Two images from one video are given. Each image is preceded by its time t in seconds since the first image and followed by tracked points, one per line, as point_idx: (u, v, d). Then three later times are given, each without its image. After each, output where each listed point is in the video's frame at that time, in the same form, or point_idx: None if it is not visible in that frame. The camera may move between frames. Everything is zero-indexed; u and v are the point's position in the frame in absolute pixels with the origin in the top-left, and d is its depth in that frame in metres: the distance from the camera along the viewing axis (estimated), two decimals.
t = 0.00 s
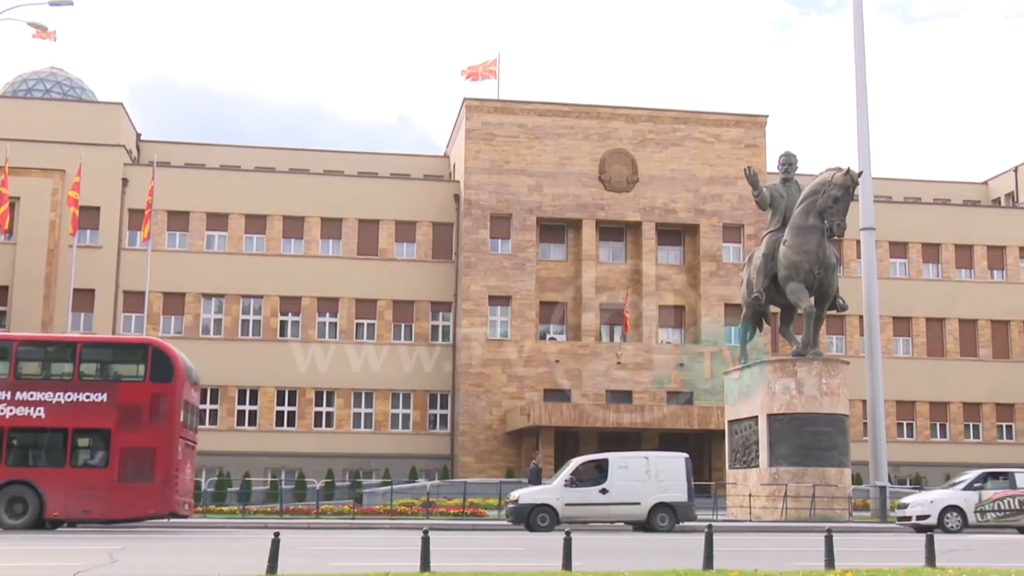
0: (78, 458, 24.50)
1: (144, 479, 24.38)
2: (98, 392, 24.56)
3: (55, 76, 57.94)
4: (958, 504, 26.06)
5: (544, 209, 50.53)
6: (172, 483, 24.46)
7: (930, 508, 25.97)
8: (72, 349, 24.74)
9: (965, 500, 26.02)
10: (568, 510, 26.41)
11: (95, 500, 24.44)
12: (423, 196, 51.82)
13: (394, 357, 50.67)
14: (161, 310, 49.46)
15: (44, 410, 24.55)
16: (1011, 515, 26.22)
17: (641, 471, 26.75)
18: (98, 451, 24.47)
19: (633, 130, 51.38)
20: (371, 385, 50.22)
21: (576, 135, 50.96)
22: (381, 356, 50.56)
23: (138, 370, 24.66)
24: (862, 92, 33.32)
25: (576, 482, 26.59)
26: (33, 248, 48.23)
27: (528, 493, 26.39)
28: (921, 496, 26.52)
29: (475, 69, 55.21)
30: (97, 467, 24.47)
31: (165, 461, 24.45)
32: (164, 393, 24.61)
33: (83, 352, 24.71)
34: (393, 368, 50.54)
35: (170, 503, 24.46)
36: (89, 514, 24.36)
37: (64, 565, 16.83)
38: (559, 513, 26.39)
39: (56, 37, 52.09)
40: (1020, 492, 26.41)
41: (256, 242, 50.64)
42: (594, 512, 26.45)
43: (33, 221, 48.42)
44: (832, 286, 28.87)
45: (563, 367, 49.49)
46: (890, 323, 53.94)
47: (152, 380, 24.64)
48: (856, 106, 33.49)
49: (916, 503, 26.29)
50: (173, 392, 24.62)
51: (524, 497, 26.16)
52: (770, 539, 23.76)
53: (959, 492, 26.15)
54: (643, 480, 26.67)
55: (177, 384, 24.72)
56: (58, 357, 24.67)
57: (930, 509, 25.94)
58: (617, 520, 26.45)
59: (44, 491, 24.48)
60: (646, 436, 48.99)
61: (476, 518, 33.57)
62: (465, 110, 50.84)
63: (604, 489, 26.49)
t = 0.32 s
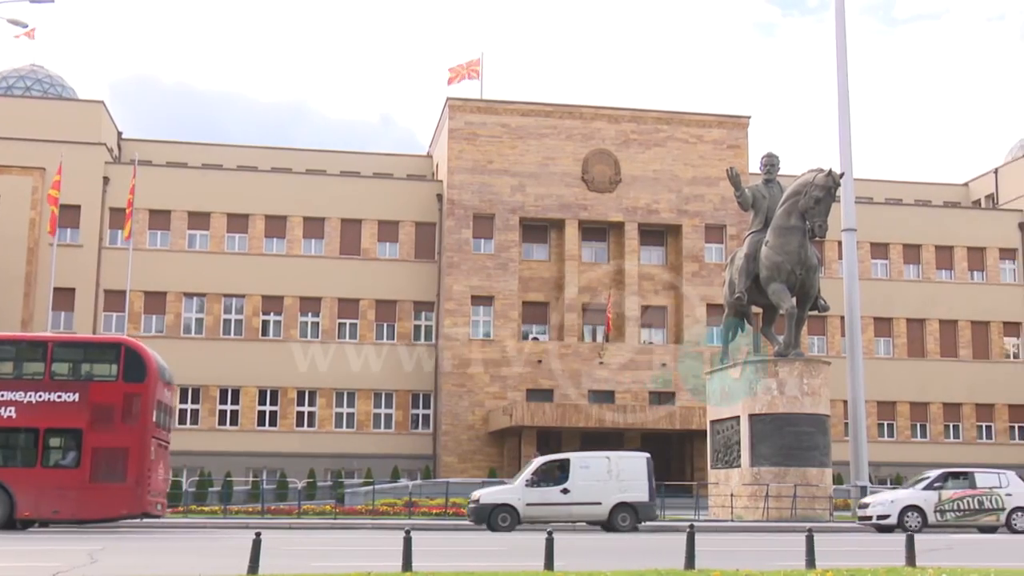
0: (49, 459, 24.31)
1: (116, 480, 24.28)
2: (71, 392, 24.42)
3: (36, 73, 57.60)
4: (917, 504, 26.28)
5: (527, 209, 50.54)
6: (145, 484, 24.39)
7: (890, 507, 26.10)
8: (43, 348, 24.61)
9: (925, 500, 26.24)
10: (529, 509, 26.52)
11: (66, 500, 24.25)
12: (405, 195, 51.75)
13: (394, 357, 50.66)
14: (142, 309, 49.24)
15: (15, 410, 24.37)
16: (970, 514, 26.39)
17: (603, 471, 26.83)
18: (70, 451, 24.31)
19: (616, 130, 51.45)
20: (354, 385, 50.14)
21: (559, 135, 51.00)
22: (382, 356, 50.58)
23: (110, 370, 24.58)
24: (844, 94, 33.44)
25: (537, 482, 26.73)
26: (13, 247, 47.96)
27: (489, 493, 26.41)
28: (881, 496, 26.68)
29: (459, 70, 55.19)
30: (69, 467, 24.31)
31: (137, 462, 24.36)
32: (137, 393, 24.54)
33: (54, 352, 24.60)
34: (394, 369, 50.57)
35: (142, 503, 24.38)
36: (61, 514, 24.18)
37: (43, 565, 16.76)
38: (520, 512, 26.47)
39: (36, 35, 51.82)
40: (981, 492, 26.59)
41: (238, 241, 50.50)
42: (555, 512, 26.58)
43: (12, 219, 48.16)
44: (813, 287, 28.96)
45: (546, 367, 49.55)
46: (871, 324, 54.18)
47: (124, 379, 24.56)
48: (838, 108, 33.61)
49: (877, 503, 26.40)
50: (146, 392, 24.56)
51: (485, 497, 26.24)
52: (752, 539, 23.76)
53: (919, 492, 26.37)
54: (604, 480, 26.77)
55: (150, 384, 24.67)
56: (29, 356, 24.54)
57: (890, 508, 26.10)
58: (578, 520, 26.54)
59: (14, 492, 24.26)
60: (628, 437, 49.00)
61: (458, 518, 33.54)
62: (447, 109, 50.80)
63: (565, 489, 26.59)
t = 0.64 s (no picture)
0: (22, 459, 24.13)
1: (90, 480, 24.11)
2: (44, 392, 24.23)
3: (16, 71, 57.22)
4: (880, 504, 26.36)
5: (510, 209, 50.53)
6: (119, 484, 24.23)
7: (854, 506, 26.12)
8: (17, 347, 24.51)
9: (888, 500, 26.31)
10: (490, 509, 26.72)
11: (39, 500, 24.07)
12: (388, 195, 51.66)
13: (394, 357, 50.67)
14: (122, 308, 49.02)
15: None
16: (933, 514, 26.50)
17: (564, 471, 26.98)
18: (44, 451, 24.11)
19: (598, 131, 51.50)
20: (335, 385, 50.04)
21: (542, 135, 51.01)
22: (382, 356, 50.59)
23: (83, 370, 24.44)
24: (826, 95, 33.55)
25: (498, 483, 26.93)
26: None
27: (450, 493, 26.66)
28: (844, 495, 26.67)
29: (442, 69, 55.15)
30: (42, 467, 24.12)
31: (111, 462, 24.23)
32: (111, 392, 24.42)
33: (27, 351, 24.46)
34: (393, 369, 50.57)
35: (116, 504, 24.21)
36: (33, 514, 24.01)
37: (21, 566, 16.67)
38: (481, 512, 26.67)
39: (16, 33, 51.56)
40: (944, 492, 26.68)
41: (220, 240, 50.31)
42: (516, 511, 26.76)
43: None
44: (795, 287, 29.04)
45: (528, 367, 49.59)
46: (852, 325, 54.40)
47: (98, 379, 24.41)
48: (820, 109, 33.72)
49: (841, 502, 26.38)
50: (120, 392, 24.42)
51: (445, 497, 26.53)
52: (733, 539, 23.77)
53: (882, 492, 26.44)
54: (565, 480, 26.89)
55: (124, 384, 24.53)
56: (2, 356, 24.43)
57: (854, 508, 26.10)
58: (541, 520, 26.68)
59: None
60: (610, 437, 49.00)
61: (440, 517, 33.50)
62: (430, 109, 50.74)
63: (527, 489, 26.76)
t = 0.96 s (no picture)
0: None
1: (66, 480, 23.98)
2: (19, 391, 24.03)
3: None
4: (846, 503, 26.50)
5: (493, 208, 50.51)
6: (95, 484, 24.16)
7: (820, 506, 26.20)
8: None
9: (853, 500, 26.47)
10: (452, 509, 26.77)
11: (14, 500, 23.84)
12: (372, 194, 51.57)
13: (394, 357, 50.66)
14: (104, 308, 48.81)
15: None
16: (898, 514, 26.55)
17: (527, 471, 27.08)
18: (19, 450, 23.90)
19: (582, 131, 51.55)
20: (319, 384, 49.90)
21: (525, 135, 51.01)
22: (381, 356, 50.59)
23: (59, 369, 24.30)
24: (808, 97, 33.67)
25: (461, 483, 26.99)
26: None
27: (412, 493, 26.76)
28: (810, 495, 26.75)
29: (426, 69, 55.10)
30: (17, 467, 23.89)
31: (88, 461, 24.13)
32: (88, 392, 24.28)
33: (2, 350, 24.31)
34: (393, 368, 50.56)
35: (92, 503, 24.13)
36: (8, 514, 23.79)
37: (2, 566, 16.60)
38: (443, 512, 26.73)
39: None
40: (909, 491, 26.76)
41: (203, 239, 50.15)
42: (478, 511, 26.83)
43: None
44: (778, 288, 29.13)
45: (511, 367, 49.58)
46: (835, 325, 54.62)
47: (74, 379, 24.28)
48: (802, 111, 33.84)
49: (807, 502, 26.49)
50: (97, 392, 24.33)
51: (407, 497, 26.63)
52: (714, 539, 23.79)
53: (848, 491, 26.60)
54: (528, 480, 27.00)
55: (100, 383, 24.45)
56: None
57: (820, 507, 26.17)
58: (503, 520, 26.77)
59: None
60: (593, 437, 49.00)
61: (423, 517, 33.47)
62: (414, 108, 50.69)
63: (489, 489, 26.88)
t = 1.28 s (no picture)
0: None
1: (44, 480, 23.78)
2: None
3: None
4: (813, 503, 26.57)
5: (478, 208, 50.50)
6: (74, 484, 23.98)
7: (787, 506, 26.33)
8: None
9: (821, 500, 26.55)
10: (416, 509, 26.72)
11: None
12: (357, 194, 51.46)
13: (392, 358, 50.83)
14: (87, 307, 48.62)
15: None
16: (866, 514, 26.66)
17: (491, 470, 27.09)
18: None
19: (568, 131, 51.57)
20: (304, 384, 49.78)
21: (510, 135, 51.00)
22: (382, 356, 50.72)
23: (39, 368, 24.17)
24: (792, 98, 33.75)
25: (424, 483, 26.96)
26: None
27: (375, 493, 26.72)
28: (778, 494, 26.86)
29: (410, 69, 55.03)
30: None
31: (66, 461, 23.94)
32: (66, 391, 24.20)
33: None
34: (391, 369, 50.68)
35: (70, 503, 23.93)
36: None
37: None
38: (407, 512, 26.66)
39: None
40: (877, 490, 26.86)
41: (187, 238, 49.99)
42: (441, 511, 26.76)
43: None
44: (761, 288, 29.20)
45: (496, 367, 49.57)
46: (819, 326, 54.82)
47: (53, 378, 24.19)
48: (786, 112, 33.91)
49: (775, 502, 26.61)
50: (76, 391, 24.25)
51: (371, 497, 26.59)
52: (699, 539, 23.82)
53: (816, 491, 26.65)
54: (492, 480, 27.02)
55: (79, 383, 24.37)
56: None
57: (787, 508, 26.30)
58: (467, 519, 26.77)
59: None
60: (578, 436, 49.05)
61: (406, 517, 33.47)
62: (399, 108, 50.62)
63: (453, 489, 26.82)
